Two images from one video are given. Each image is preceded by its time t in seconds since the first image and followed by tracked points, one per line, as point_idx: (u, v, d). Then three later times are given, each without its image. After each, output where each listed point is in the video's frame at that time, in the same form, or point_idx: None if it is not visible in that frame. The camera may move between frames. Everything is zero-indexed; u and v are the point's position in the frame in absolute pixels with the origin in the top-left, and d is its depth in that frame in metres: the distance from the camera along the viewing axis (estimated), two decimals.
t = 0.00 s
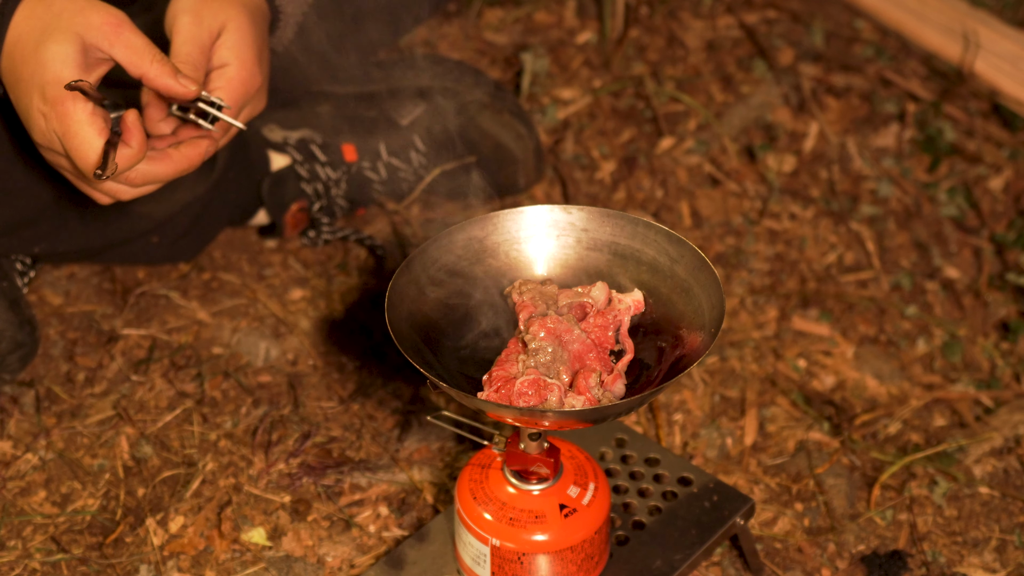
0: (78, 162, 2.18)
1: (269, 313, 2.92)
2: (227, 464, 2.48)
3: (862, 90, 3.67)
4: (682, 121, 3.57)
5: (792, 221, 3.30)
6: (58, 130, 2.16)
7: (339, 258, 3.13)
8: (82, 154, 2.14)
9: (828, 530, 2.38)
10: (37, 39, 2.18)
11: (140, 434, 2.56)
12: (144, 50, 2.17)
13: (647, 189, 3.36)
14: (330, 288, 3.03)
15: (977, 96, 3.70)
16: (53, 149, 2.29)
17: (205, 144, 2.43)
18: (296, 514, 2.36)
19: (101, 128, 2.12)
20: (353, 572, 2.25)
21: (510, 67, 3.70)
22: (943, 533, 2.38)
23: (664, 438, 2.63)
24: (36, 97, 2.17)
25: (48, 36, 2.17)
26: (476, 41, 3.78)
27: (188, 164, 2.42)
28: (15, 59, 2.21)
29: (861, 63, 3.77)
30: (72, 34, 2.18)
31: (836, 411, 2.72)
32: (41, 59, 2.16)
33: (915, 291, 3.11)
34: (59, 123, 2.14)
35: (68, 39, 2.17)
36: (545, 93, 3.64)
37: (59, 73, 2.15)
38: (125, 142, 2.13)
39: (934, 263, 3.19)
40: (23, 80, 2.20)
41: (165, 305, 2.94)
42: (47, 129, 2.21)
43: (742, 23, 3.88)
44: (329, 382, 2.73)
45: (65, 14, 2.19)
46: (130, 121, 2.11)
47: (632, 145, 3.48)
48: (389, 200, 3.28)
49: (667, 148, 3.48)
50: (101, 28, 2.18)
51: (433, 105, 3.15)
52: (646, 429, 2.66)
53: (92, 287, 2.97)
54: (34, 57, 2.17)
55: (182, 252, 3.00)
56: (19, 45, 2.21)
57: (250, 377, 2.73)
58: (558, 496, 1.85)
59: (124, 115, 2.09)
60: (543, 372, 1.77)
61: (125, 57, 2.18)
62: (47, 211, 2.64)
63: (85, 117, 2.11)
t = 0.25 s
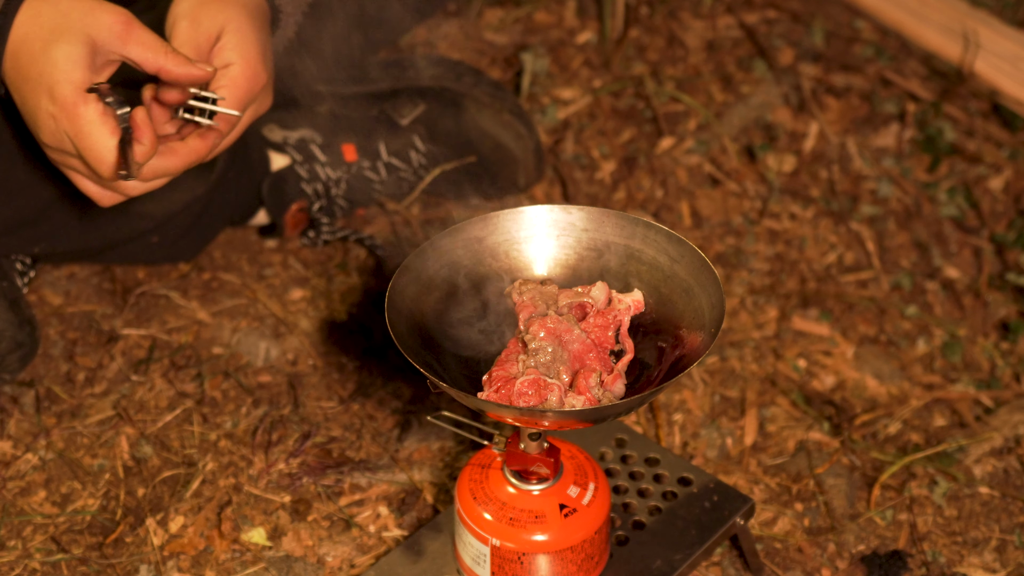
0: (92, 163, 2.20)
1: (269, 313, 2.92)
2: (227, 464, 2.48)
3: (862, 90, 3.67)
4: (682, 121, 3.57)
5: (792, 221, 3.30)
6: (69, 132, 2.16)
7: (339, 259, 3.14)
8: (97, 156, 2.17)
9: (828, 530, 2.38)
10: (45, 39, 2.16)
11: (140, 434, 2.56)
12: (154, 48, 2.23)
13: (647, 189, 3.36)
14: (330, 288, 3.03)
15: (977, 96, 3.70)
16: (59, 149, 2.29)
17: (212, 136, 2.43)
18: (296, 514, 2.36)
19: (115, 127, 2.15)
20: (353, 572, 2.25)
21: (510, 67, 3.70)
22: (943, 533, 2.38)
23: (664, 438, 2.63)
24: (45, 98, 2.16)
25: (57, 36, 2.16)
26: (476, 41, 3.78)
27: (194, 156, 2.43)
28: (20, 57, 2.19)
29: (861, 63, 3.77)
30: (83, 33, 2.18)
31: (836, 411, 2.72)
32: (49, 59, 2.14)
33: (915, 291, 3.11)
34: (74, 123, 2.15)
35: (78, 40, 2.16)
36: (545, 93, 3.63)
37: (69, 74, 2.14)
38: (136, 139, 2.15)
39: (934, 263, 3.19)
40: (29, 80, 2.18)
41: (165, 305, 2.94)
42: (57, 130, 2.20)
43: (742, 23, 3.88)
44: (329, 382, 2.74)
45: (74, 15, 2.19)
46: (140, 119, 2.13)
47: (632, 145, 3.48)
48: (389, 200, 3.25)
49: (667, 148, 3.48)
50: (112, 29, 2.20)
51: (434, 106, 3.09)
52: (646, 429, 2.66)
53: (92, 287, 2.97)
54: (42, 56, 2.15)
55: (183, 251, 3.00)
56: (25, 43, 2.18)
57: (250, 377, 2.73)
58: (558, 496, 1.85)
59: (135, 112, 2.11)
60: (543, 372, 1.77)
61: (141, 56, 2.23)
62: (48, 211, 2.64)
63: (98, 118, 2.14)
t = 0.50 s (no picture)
0: (93, 161, 2.15)
1: (269, 313, 2.92)
2: (227, 464, 2.48)
3: (862, 90, 3.67)
4: (682, 121, 3.57)
5: (792, 221, 3.30)
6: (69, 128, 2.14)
7: (339, 259, 3.14)
8: (97, 154, 2.12)
9: (828, 530, 2.38)
10: (50, 37, 2.17)
11: (140, 434, 2.56)
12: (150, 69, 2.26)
13: (647, 189, 3.36)
14: (330, 288, 3.04)
15: (978, 96, 3.70)
16: (56, 147, 2.27)
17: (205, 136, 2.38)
18: (296, 514, 2.36)
19: (118, 124, 2.10)
20: (353, 572, 2.25)
21: (510, 67, 3.70)
22: (943, 533, 2.38)
23: (664, 438, 2.63)
24: (45, 94, 2.15)
25: (63, 35, 2.18)
26: (476, 41, 3.77)
27: (186, 153, 2.36)
28: (20, 55, 2.19)
29: (861, 63, 3.77)
30: (88, 36, 2.20)
31: (836, 411, 2.72)
32: (52, 55, 2.15)
33: (915, 291, 3.11)
34: (71, 118, 2.12)
35: (84, 40, 2.18)
36: (545, 94, 3.63)
37: (71, 70, 2.13)
38: (139, 134, 2.13)
39: (934, 263, 3.19)
40: (30, 78, 2.18)
41: (165, 305, 2.94)
42: (55, 126, 2.19)
43: (742, 23, 3.88)
44: (329, 382, 2.74)
45: (81, 20, 2.23)
46: (141, 115, 2.13)
47: (632, 145, 3.48)
48: (389, 200, 3.26)
49: (667, 148, 3.48)
50: (117, 43, 2.26)
51: (434, 106, 3.14)
52: (646, 429, 2.66)
53: (92, 287, 2.97)
54: (45, 53, 2.16)
55: (183, 251, 3.00)
56: (27, 40, 2.19)
57: (250, 377, 2.73)
58: (558, 496, 1.85)
59: (136, 108, 2.10)
60: (543, 372, 1.77)
61: (141, 74, 2.25)
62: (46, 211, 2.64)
63: (100, 113, 2.10)
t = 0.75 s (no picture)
0: (95, 162, 2.19)
1: (269, 313, 2.92)
2: (227, 464, 2.48)
3: (862, 90, 3.67)
4: (682, 121, 3.57)
5: (792, 221, 3.30)
6: (69, 130, 2.15)
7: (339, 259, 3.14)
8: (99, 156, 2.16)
9: (828, 530, 2.38)
10: (51, 38, 2.18)
11: (140, 434, 2.56)
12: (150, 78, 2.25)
13: (647, 189, 3.36)
14: (330, 288, 3.04)
15: (978, 96, 3.69)
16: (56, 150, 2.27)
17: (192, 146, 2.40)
18: (296, 514, 2.36)
19: (118, 126, 2.13)
20: (353, 572, 2.25)
21: (510, 68, 3.70)
22: (943, 533, 2.38)
23: (664, 438, 2.63)
24: (45, 95, 2.16)
25: (66, 37, 2.18)
26: (476, 41, 3.77)
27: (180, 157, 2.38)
28: (20, 56, 2.19)
29: (861, 63, 3.76)
30: (91, 38, 2.20)
31: (836, 411, 2.72)
32: (52, 57, 2.15)
33: (915, 291, 3.11)
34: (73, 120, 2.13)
35: (85, 42, 2.18)
36: (545, 94, 3.63)
37: (72, 72, 2.14)
38: (138, 136, 2.15)
39: (934, 263, 3.19)
40: (30, 79, 2.17)
41: (165, 305, 2.94)
42: (55, 128, 2.19)
43: (742, 23, 3.88)
44: (329, 382, 2.74)
45: (83, 21, 2.23)
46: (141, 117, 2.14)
47: (632, 145, 3.48)
48: (389, 200, 3.16)
49: (667, 148, 3.48)
50: (118, 46, 2.26)
51: (434, 106, 3.13)
52: (646, 429, 2.66)
53: (92, 287, 2.97)
54: (46, 55, 2.16)
55: (183, 251, 3.00)
56: (27, 42, 2.18)
57: (250, 377, 2.73)
58: (558, 496, 1.85)
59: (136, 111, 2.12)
60: (543, 372, 1.77)
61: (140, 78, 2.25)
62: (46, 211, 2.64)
63: (99, 117, 2.12)
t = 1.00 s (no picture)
0: (98, 163, 2.22)
1: (269, 313, 2.93)
2: (227, 464, 2.49)
3: (862, 90, 3.67)
4: (682, 121, 3.57)
5: (792, 221, 3.30)
6: (73, 131, 2.17)
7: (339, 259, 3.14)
8: (102, 157, 2.19)
9: (828, 530, 2.38)
10: (52, 39, 2.17)
11: (140, 434, 2.56)
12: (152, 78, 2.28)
13: (647, 189, 3.36)
14: (330, 288, 3.04)
15: (978, 96, 3.70)
16: (59, 151, 2.27)
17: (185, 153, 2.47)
18: (296, 514, 2.36)
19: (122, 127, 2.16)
20: (353, 572, 2.25)
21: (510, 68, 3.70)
22: (943, 533, 2.38)
23: (664, 438, 2.63)
24: (47, 96, 2.16)
25: (68, 38, 2.18)
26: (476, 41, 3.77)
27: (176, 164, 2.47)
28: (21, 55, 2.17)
29: (861, 63, 3.76)
30: (92, 38, 2.21)
31: (837, 411, 2.72)
32: (55, 58, 2.15)
33: (915, 291, 3.11)
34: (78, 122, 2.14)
35: (87, 43, 2.19)
36: (545, 94, 3.63)
37: (76, 73, 2.14)
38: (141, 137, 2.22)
39: (934, 263, 3.19)
40: (32, 80, 2.17)
41: (165, 305, 2.94)
42: (57, 129, 2.20)
43: (742, 23, 3.88)
44: (329, 382, 2.74)
45: (83, 20, 2.23)
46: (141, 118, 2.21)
47: (632, 145, 3.48)
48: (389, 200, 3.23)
49: (667, 148, 3.48)
50: (118, 44, 2.26)
51: (433, 106, 3.20)
52: (646, 429, 2.66)
53: (92, 287, 2.97)
54: (48, 55, 2.16)
55: (183, 252, 3.00)
56: (28, 41, 2.17)
57: (250, 377, 2.73)
58: (558, 496, 1.85)
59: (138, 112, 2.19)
60: (543, 372, 1.77)
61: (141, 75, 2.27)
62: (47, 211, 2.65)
63: (103, 117, 2.14)
